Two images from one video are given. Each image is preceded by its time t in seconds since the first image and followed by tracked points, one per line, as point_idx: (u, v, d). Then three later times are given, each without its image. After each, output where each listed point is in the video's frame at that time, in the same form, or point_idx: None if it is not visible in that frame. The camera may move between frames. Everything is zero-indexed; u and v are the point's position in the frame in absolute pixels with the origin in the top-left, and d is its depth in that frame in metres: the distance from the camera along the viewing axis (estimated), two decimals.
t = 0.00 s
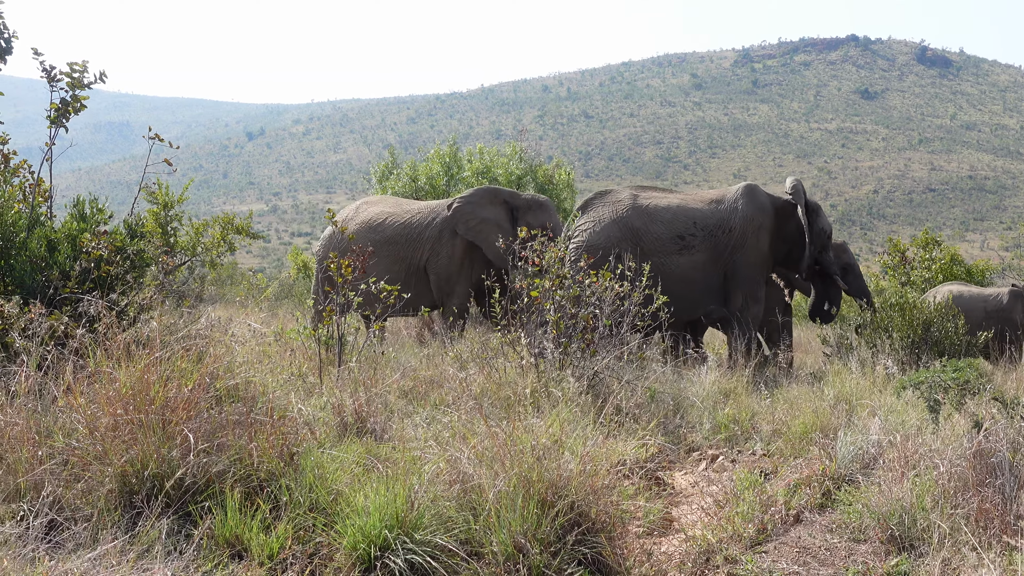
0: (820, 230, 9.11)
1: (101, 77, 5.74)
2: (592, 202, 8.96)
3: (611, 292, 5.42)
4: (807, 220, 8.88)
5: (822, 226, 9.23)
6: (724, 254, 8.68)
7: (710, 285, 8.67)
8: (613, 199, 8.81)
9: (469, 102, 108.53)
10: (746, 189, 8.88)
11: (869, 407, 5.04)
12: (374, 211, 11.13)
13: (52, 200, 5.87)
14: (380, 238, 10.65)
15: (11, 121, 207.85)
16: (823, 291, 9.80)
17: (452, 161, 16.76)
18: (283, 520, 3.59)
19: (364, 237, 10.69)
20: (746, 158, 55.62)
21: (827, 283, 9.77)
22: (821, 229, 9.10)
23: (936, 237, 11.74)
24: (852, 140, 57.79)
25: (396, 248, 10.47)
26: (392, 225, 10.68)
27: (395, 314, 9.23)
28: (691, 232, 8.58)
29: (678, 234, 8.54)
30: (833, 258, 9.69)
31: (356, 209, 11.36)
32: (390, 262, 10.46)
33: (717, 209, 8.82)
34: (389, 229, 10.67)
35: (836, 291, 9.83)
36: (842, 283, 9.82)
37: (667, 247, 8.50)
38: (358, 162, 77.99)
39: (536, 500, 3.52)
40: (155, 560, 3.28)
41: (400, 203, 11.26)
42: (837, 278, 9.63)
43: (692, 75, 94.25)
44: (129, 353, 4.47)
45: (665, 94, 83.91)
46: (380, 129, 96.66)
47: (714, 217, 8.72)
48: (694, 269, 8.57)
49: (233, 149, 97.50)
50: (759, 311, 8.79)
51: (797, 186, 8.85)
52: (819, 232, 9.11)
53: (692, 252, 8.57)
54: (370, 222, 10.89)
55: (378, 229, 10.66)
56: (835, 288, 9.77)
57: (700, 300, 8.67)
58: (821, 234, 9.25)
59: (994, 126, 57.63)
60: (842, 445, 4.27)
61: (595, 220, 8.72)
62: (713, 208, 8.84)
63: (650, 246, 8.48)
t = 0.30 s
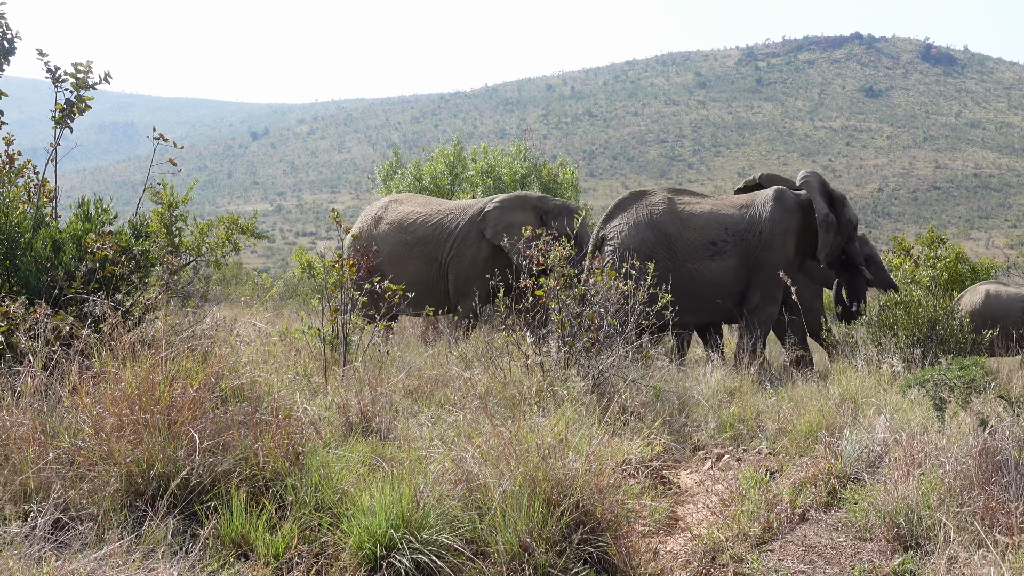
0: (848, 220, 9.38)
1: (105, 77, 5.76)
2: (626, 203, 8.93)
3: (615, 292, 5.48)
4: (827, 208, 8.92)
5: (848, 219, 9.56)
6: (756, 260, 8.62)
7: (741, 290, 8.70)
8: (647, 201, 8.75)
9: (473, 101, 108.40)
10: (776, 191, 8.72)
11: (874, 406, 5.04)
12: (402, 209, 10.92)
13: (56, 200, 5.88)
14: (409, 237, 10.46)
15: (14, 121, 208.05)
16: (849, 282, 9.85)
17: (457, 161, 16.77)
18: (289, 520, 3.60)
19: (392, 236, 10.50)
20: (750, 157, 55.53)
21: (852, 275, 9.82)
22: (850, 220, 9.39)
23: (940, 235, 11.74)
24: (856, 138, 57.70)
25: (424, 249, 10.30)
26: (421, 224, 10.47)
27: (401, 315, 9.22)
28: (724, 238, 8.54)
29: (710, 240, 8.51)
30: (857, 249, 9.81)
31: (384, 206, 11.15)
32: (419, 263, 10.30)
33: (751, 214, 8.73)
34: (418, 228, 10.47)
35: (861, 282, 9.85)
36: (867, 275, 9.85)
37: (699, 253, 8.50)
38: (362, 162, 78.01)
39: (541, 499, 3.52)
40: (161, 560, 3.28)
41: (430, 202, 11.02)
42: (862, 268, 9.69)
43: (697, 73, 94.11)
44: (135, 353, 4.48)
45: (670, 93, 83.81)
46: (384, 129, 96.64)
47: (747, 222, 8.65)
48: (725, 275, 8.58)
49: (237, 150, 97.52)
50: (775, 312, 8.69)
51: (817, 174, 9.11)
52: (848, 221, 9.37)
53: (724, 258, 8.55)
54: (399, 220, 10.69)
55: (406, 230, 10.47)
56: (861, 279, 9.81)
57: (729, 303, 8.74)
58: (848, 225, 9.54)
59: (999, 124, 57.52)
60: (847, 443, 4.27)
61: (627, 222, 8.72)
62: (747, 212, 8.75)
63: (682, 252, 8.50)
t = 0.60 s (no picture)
0: (875, 234, 9.39)
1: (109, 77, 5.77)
2: (662, 199, 9.19)
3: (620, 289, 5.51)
4: (835, 214, 9.24)
5: (880, 232, 9.52)
6: (786, 261, 9.04)
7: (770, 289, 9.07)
8: (685, 197, 9.03)
9: (477, 100, 108.38)
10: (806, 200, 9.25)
11: (880, 404, 5.05)
12: (427, 205, 10.70)
13: (61, 200, 5.90)
14: (436, 236, 10.31)
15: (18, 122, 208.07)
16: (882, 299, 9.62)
17: (460, 160, 16.79)
18: (295, 519, 3.61)
19: (419, 235, 10.33)
20: (755, 155, 55.46)
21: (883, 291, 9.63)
22: (876, 233, 9.39)
23: (944, 233, 11.70)
24: (860, 136, 57.60)
25: (453, 249, 10.19)
26: (449, 222, 10.31)
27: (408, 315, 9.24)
28: (760, 238, 8.89)
29: (748, 238, 8.84)
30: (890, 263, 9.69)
31: (407, 201, 10.90)
32: (448, 263, 10.21)
33: (782, 216, 9.15)
34: (445, 227, 10.32)
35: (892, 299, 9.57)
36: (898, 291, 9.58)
37: (736, 251, 8.83)
38: (366, 161, 78.02)
39: (547, 498, 3.52)
40: (168, 559, 3.28)
41: (453, 199, 10.81)
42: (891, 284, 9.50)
43: (701, 72, 93.93)
44: (140, 353, 4.50)
45: (674, 92, 83.70)
46: (388, 129, 96.65)
47: (779, 225, 9.06)
48: (759, 274, 8.94)
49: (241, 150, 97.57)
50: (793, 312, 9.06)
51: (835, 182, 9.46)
52: (873, 235, 9.39)
53: (759, 257, 8.91)
54: (425, 217, 10.49)
55: (431, 227, 10.32)
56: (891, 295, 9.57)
57: (759, 300, 9.12)
58: (879, 239, 9.51)
59: (1004, 122, 57.36)
60: (853, 441, 4.28)
61: (665, 217, 8.98)
62: (778, 215, 9.16)
63: (720, 248, 8.83)
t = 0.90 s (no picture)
0: (903, 245, 9.53)
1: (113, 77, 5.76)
2: (691, 205, 9.32)
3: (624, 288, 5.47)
4: (867, 234, 9.24)
5: (907, 241, 9.68)
6: (818, 263, 9.19)
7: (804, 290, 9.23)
8: (713, 202, 9.14)
9: (481, 99, 108.24)
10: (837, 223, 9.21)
11: (885, 401, 5.05)
12: (446, 205, 10.64)
13: (66, 200, 5.91)
14: (458, 235, 10.27)
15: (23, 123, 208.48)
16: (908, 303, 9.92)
17: (465, 159, 16.77)
18: (300, 518, 3.61)
19: (441, 235, 10.27)
20: (759, 154, 55.37)
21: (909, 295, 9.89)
22: (904, 244, 9.53)
23: (949, 232, 11.68)
24: (864, 134, 57.50)
25: (477, 248, 10.18)
26: (471, 222, 10.28)
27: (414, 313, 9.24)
28: (791, 238, 9.01)
29: (779, 240, 8.96)
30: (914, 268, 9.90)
31: (425, 202, 10.82)
32: (472, 263, 10.20)
33: (811, 216, 9.24)
34: (467, 227, 10.29)
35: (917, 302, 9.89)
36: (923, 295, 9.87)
37: (769, 253, 8.95)
38: (370, 161, 77.95)
39: (552, 496, 3.53)
40: (173, 558, 3.29)
41: (472, 198, 10.78)
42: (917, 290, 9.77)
43: (705, 70, 93.78)
44: (145, 352, 4.50)
45: (678, 91, 83.57)
46: (392, 128, 96.57)
47: (809, 225, 9.16)
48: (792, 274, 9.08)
49: (245, 150, 97.59)
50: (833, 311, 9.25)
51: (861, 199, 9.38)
52: (901, 246, 9.54)
53: (792, 257, 9.03)
54: (446, 217, 10.43)
55: (454, 227, 10.29)
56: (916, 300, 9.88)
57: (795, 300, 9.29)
58: (906, 248, 9.70)
59: (1009, 119, 57.19)
60: (858, 439, 4.28)
61: (695, 223, 9.11)
62: (807, 215, 9.25)
63: (753, 251, 8.95)
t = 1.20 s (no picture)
0: (937, 227, 9.51)
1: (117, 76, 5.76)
2: (725, 205, 9.31)
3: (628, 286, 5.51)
4: (905, 226, 9.21)
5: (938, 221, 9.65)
6: (854, 262, 9.21)
7: (842, 289, 9.22)
8: (748, 201, 9.13)
9: (484, 98, 108.20)
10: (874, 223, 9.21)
11: (890, 399, 5.05)
12: (466, 205, 10.63)
13: (71, 199, 5.92)
14: (478, 235, 10.27)
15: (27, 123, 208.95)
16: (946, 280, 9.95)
17: (469, 157, 16.76)
18: (305, 517, 3.61)
19: (460, 235, 10.28)
20: (763, 152, 55.31)
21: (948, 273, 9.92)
22: (937, 226, 9.50)
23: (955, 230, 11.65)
24: (869, 132, 57.41)
25: (497, 249, 10.16)
26: (491, 221, 10.27)
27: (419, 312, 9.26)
28: (828, 237, 9.03)
29: (817, 238, 8.96)
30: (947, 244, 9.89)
31: (444, 201, 10.84)
32: (491, 263, 10.19)
33: (844, 216, 9.33)
34: (487, 226, 10.27)
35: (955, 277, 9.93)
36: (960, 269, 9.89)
37: (807, 251, 8.91)
38: (374, 160, 77.97)
39: (557, 494, 3.52)
40: (179, 556, 3.30)
41: (490, 198, 10.78)
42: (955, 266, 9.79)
43: (709, 68, 93.67)
44: (150, 351, 4.51)
45: (682, 89, 83.49)
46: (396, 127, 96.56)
47: (844, 224, 9.23)
48: (830, 273, 9.06)
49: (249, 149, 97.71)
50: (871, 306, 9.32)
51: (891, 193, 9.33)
52: (935, 229, 9.50)
53: (829, 256, 9.03)
54: (465, 217, 10.42)
55: (473, 226, 10.29)
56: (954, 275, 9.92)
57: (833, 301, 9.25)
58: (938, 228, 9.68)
59: (1014, 117, 57.07)
60: (864, 437, 4.28)
61: (731, 221, 9.07)
62: (840, 215, 9.33)
63: (791, 249, 8.92)
